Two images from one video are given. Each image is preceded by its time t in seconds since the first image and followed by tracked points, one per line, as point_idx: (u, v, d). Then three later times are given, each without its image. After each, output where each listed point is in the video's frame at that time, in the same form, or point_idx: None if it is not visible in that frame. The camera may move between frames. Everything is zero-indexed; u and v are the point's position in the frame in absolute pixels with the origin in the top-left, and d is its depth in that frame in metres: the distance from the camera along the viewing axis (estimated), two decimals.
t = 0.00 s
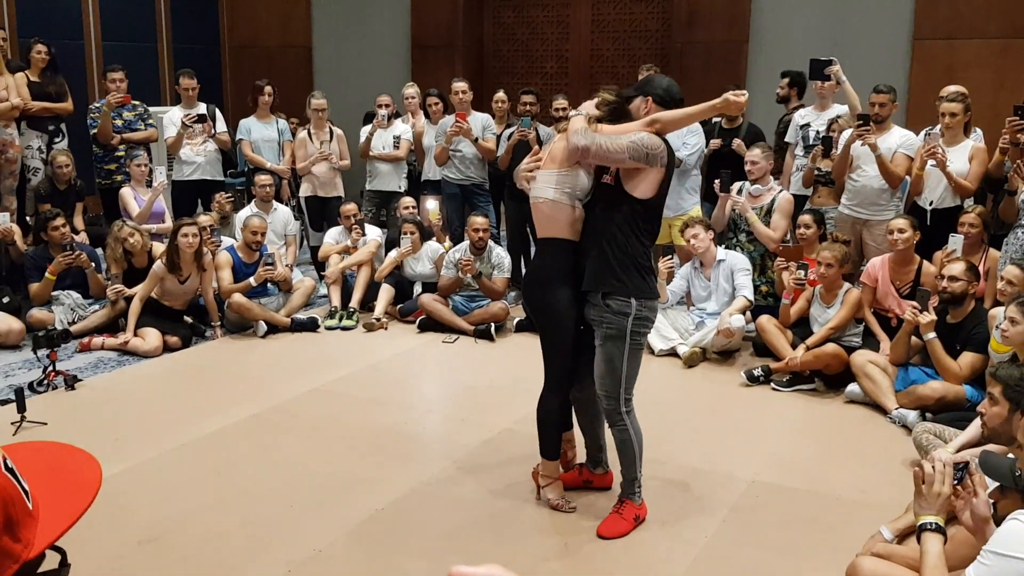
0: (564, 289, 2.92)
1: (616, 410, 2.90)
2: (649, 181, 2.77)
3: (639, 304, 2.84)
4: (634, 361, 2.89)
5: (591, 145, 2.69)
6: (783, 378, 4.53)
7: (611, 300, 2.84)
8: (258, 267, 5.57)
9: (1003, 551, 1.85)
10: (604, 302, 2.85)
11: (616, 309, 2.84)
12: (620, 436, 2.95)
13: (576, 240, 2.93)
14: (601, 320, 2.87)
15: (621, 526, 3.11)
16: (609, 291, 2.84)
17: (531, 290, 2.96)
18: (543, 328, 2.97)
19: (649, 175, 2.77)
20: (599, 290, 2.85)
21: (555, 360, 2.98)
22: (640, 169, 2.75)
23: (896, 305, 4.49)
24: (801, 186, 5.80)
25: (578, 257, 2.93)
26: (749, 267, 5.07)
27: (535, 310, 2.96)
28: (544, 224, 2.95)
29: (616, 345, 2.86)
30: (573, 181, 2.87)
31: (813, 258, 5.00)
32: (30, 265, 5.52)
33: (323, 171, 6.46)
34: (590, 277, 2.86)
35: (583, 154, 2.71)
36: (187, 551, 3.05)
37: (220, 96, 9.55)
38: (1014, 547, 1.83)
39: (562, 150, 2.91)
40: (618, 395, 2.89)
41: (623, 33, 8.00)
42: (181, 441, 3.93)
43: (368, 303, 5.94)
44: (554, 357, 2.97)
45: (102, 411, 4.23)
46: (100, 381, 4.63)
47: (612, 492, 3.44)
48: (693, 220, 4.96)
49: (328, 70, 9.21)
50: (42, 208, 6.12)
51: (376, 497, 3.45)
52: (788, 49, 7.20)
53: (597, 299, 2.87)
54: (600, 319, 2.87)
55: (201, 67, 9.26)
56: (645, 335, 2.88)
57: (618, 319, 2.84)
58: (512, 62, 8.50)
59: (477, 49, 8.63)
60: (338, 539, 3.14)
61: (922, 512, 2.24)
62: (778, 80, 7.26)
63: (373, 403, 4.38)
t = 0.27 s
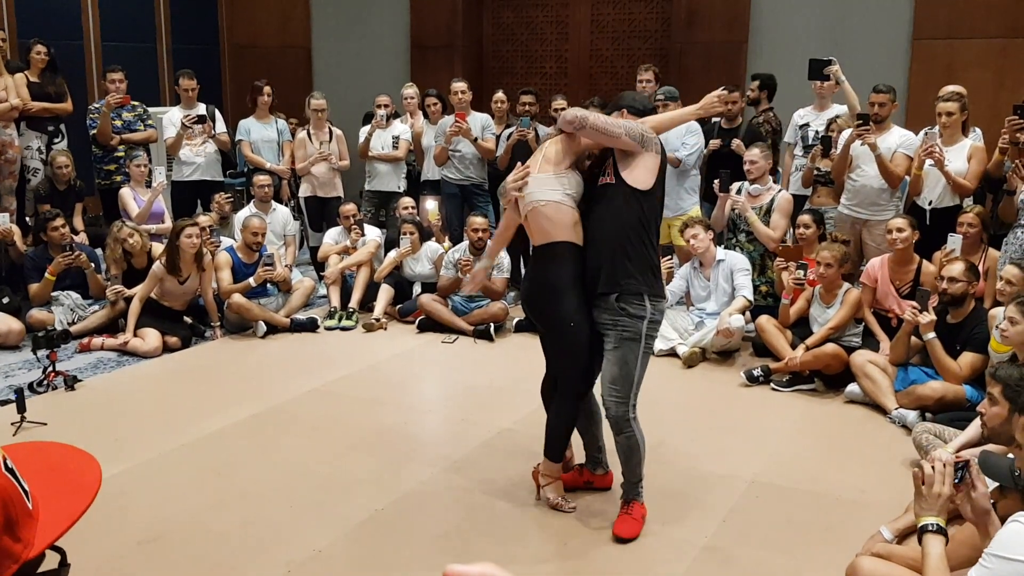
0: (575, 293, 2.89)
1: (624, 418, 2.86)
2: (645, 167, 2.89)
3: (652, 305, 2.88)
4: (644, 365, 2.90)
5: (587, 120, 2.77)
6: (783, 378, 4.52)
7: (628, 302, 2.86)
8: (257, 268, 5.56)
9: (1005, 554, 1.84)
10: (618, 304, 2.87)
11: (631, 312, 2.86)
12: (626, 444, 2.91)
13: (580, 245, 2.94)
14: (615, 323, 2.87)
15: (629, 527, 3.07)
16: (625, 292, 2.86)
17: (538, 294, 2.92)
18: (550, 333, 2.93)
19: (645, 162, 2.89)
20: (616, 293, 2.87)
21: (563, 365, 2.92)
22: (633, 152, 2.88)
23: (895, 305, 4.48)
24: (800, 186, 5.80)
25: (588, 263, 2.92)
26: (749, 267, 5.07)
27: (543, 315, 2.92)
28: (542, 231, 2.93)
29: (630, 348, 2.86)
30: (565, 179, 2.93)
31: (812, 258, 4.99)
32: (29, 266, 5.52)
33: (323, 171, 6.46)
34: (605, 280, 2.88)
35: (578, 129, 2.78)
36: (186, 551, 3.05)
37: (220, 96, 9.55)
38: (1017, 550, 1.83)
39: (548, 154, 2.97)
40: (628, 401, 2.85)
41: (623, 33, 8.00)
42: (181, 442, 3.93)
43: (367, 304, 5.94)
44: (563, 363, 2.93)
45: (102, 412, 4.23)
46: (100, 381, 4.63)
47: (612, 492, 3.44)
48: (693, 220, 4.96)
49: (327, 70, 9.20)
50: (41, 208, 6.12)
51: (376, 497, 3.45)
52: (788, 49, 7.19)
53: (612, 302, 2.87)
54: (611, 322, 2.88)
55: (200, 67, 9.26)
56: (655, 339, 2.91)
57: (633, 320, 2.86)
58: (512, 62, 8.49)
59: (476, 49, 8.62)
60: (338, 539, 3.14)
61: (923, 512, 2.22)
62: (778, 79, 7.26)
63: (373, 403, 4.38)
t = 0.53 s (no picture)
0: (587, 297, 2.88)
1: (631, 420, 2.86)
2: (637, 168, 2.95)
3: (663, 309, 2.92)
4: (652, 368, 2.92)
5: (573, 123, 2.87)
6: (782, 378, 4.53)
7: (640, 306, 2.89)
8: (257, 269, 5.57)
9: (1003, 559, 1.84)
10: (631, 308, 2.89)
11: (644, 316, 2.89)
12: (632, 446, 2.92)
13: (587, 252, 2.93)
14: (627, 327, 2.89)
15: (627, 531, 3.08)
16: (638, 296, 2.89)
17: (549, 299, 2.90)
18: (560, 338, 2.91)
19: (635, 164, 2.96)
20: (628, 297, 2.89)
21: (575, 368, 2.93)
22: (621, 154, 2.95)
23: (894, 305, 4.49)
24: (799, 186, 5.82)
25: (598, 268, 2.91)
26: (748, 267, 5.08)
27: (553, 319, 2.90)
28: (550, 239, 2.88)
29: (641, 352, 2.88)
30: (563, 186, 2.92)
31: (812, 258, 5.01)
32: (29, 267, 5.53)
33: (323, 172, 6.47)
34: (618, 285, 2.89)
35: (566, 130, 2.86)
36: (188, 551, 3.06)
37: (219, 97, 9.56)
38: (1014, 554, 1.82)
39: (536, 165, 2.95)
40: (636, 404, 2.85)
41: (622, 34, 8.01)
42: (182, 443, 3.94)
43: (367, 305, 5.94)
44: (574, 365, 2.93)
45: (102, 413, 4.24)
46: (99, 382, 4.63)
47: (611, 492, 3.45)
48: (692, 221, 4.97)
49: (327, 71, 9.20)
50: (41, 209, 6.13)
51: (376, 497, 3.46)
52: (787, 50, 7.21)
53: (624, 307, 2.89)
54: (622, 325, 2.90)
55: (199, 68, 9.26)
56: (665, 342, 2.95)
57: (648, 325, 2.89)
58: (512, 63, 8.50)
59: (476, 50, 8.63)
60: (338, 539, 3.15)
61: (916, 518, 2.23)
62: (776, 80, 7.27)
63: (373, 404, 4.39)
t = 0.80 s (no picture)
0: (597, 299, 2.90)
1: (639, 417, 2.84)
2: (625, 178, 2.98)
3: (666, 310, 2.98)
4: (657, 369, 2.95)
5: (561, 136, 2.90)
6: (782, 377, 4.55)
7: (648, 307, 2.95)
8: (258, 269, 5.59)
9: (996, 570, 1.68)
10: (639, 310, 2.94)
11: (651, 316, 2.94)
12: (638, 444, 2.92)
13: (595, 260, 2.94)
14: (636, 327, 2.93)
15: (627, 529, 3.10)
16: (644, 298, 2.94)
17: (558, 302, 2.90)
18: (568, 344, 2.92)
19: (622, 174, 2.99)
20: (636, 298, 2.93)
21: (585, 370, 2.95)
22: (608, 166, 2.98)
23: (893, 304, 4.51)
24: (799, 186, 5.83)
25: (605, 271, 2.94)
26: (748, 267, 5.09)
27: (562, 322, 2.90)
28: (564, 250, 2.87)
29: (649, 350, 2.91)
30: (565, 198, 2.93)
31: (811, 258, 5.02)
32: (30, 268, 5.54)
33: (324, 173, 6.49)
34: (626, 288, 2.92)
35: (556, 143, 2.88)
36: (188, 551, 3.07)
37: (220, 98, 9.57)
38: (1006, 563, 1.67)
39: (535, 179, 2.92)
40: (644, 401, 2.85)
41: (622, 34, 8.02)
42: (182, 443, 3.95)
43: (368, 305, 5.95)
44: (584, 367, 2.95)
45: (102, 413, 4.25)
46: (100, 382, 4.64)
47: (611, 491, 3.46)
48: (691, 221, 4.98)
49: (328, 72, 9.21)
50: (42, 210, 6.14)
51: (376, 497, 3.47)
52: (787, 50, 7.22)
53: (632, 308, 2.93)
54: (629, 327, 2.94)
55: (200, 69, 9.27)
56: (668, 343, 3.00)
57: (657, 324, 2.94)
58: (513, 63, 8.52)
59: (477, 51, 8.65)
60: (338, 538, 3.16)
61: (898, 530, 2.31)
62: (776, 80, 7.29)
63: (373, 404, 4.40)
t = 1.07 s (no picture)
0: (602, 300, 2.92)
1: (647, 413, 2.83)
2: (625, 185, 2.98)
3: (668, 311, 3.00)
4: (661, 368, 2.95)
5: (579, 143, 2.85)
6: (781, 377, 4.54)
7: (653, 308, 2.96)
8: (257, 268, 5.59)
9: None
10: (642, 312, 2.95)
11: (655, 317, 2.96)
12: (646, 440, 2.90)
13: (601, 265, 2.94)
14: (640, 327, 2.94)
15: (627, 529, 3.09)
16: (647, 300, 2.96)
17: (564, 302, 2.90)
18: (574, 351, 2.92)
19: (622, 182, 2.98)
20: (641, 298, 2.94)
21: (590, 372, 2.95)
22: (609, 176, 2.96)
23: (893, 304, 4.50)
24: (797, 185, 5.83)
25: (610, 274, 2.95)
26: (747, 266, 5.09)
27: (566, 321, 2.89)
28: (583, 271, 2.87)
29: (654, 348, 2.91)
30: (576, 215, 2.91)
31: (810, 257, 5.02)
32: (30, 267, 5.55)
33: (322, 172, 6.49)
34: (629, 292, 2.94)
35: (574, 150, 2.84)
36: (186, 550, 3.07)
37: (220, 98, 9.57)
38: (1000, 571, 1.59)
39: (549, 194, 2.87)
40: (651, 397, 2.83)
41: (620, 33, 8.02)
42: (181, 442, 3.94)
43: (366, 304, 5.95)
44: (591, 372, 2.94)
45: (102, 412, 4.25)
46: (100, 381, 4.64)
47: (609, 490, 3.45)
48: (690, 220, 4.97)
49: (326, 71, 9.21)
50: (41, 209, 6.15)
51: (374, 496, 3.47)
52: (786, 50, 7.21)
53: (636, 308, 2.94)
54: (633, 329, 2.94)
55: (199, 68, 9.28)
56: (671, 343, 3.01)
57: (660, 324, 2.95)
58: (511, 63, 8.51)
59: (476, 50, 8.64)
60: (336, 537, 3.15)
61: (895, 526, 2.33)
62: (775, 79, 7.28)
63: (372, 403, 4.40)
